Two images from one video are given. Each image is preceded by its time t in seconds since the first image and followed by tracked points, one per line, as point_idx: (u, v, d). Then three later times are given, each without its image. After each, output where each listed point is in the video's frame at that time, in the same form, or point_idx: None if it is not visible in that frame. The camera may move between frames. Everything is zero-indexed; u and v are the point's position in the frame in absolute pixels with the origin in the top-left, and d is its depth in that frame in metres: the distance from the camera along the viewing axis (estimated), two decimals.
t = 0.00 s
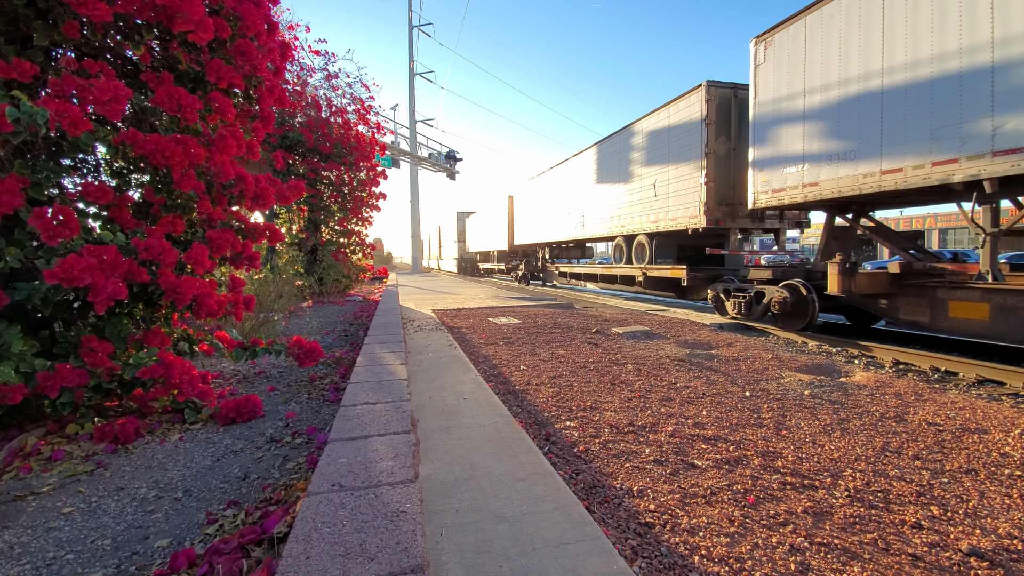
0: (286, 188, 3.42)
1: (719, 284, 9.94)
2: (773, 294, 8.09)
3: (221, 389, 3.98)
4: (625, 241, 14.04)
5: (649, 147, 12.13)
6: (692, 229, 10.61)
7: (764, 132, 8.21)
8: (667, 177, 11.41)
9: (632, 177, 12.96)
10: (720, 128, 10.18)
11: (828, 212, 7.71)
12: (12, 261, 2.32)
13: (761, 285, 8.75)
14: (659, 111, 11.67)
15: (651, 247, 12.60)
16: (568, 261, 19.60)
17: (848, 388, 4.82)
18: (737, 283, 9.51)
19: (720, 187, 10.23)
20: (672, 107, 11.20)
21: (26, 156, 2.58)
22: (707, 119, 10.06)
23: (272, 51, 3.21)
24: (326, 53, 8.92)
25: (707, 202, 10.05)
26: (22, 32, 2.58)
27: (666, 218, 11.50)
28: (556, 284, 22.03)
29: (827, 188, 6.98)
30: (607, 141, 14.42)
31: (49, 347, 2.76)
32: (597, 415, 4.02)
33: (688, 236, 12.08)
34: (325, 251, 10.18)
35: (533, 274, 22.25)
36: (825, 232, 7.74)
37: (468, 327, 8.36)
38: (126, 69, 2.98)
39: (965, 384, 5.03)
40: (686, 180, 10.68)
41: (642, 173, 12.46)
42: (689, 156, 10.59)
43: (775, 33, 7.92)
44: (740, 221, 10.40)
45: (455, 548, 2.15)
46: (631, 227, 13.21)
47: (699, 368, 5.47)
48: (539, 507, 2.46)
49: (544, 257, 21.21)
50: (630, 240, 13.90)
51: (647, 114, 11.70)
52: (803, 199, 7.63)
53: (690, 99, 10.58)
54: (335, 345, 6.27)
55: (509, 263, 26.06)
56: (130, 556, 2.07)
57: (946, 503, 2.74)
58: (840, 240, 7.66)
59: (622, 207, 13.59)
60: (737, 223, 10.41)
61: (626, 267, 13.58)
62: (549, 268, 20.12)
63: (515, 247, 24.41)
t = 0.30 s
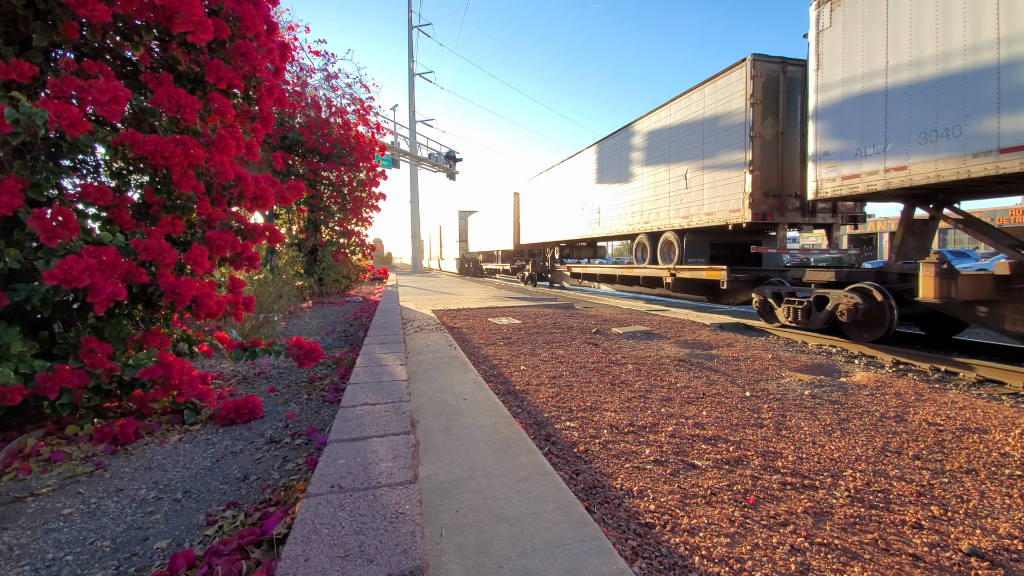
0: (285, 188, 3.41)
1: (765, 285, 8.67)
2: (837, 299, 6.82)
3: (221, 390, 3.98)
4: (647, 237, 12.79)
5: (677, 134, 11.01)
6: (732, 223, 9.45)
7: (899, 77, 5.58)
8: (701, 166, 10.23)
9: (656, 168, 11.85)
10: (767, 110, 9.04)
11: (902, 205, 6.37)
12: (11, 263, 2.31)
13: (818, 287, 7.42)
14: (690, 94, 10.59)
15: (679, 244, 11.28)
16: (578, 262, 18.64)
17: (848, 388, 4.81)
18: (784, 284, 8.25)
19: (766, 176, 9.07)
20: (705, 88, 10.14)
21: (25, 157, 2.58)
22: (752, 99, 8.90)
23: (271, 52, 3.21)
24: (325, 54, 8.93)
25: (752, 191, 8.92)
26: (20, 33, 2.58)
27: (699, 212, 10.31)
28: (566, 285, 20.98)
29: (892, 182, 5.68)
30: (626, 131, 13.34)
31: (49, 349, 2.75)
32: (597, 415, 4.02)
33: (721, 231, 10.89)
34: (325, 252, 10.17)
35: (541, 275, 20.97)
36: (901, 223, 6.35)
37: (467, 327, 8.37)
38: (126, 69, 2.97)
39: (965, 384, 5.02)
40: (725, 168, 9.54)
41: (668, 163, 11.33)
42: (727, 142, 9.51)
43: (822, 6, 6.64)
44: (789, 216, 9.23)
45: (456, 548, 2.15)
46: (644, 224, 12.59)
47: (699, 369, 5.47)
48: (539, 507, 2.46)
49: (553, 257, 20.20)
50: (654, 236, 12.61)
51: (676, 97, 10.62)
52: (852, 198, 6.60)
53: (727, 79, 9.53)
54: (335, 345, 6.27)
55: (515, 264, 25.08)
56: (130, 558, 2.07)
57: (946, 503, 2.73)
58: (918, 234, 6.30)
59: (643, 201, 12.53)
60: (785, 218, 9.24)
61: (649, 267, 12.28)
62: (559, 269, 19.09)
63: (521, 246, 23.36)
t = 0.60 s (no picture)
0: (285, 188, 3.41)
1: (827, 289, 7.41)
2: (929, 307, 5.60)
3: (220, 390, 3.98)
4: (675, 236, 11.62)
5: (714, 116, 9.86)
6: (785, 217, 8.32)
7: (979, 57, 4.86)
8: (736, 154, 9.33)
9: (679, 159, 10.97)
10: (829, 85, 7.91)
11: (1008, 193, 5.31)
12: (11, 263, 2.31)
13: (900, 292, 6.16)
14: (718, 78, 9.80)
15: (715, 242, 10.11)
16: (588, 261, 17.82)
17: (848, 388, 4.81)
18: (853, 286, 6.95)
19: (829, 161, 7.95)
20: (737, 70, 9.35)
21: (25, 158, 2.59)
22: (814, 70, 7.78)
23: (271, 52, 3.22)
24: (324, 54, 8.95)
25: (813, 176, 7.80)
26: (20, 34, 2.58)
27: (742, 204, 9.21)
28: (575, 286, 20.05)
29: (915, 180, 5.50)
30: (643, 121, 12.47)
31: (48, 349, 2.75)
32: (597, 415, 4.02)
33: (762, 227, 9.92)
34: (325, 252, 10.18)
35: (549, 276, 20.06)
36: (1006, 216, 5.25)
37: (467, 327, 8.38)
38: (125, 70, 2.97)
39: (965, 384, 5.01)
40: (767, 155, 8.63)
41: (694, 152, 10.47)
42: (767, 126, 8.64)
43: None
44: (855, 208, 8.06)
45: (456, 548, 2.15)
46: (659, 222, 11.84)
47: (699, 368, 5.46)
48: (539, 507, 2.46)
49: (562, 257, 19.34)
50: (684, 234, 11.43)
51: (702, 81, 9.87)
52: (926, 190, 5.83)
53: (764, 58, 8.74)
54: (335, 345, 6.26)
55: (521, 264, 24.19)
56: (130, 558, 2.07)
57: (946, 502, 2.73)
58: None
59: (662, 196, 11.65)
60: (850, 210, 8.07)
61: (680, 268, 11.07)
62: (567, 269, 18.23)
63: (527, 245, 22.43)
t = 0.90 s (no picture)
0: (285, 189, 3.41)
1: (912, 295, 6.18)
2: None
3: (220, 391, 3.98)
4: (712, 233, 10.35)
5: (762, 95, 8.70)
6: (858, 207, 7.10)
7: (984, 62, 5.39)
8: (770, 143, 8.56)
9: (681, 157, 10.86)
10: (915, 50, 6.66)
11: None
12: (11, 264, 2.32)
13: None
14: (719, 76, 9.76)
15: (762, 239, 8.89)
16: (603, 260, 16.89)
17: (849, 388, 4.81)
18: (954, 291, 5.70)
19: (916, 142, 6.70)
20: (739, 67, 9.32)
21: (25, 159, 2.59)
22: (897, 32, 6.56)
23: (271, 52, 3.22)
24: (325, 55, 8.95)
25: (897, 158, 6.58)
26: (20, 35, 2.58)
27: (799, 194, 8.01)
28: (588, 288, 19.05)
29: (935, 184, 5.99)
30: (643, 121, 12.46)
31: (49, 350, 2.76)
32: (598, 415, 4.02)
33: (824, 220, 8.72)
34: (325, 252, 10.18)
35: (560, 277, 19.00)
36: None
37: (467, 328, 8.39)
38: (125, 71, 2.98)
39: (966, 383, 5.01)
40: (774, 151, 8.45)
41: (696, 150, 10.36)
42: (771, 122, 8.54)
43: None
44: (944, 197, 6.81)
45: (456, 548, 2.15)
46: (659, 221, 11.82)
47: (700, 368, 5.47)
48: (540, 507, 2.46)
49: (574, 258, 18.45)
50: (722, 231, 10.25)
51: (703, 80, 9.85)
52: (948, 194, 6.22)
53: (765, 55, 8.71)
54: (335, 346, 6.25)
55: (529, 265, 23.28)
56: (131, 558, 2.07)
57: (947, 502, 2.73)
58: None
59: (665, 196, 11.52)
60: (939, 199, 6.81)
61: (716, 269, 9.84)
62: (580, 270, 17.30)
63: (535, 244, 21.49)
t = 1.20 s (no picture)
0: (284, 190, 3.41)
1: None
2: None
3: (220, 392, 3.98)
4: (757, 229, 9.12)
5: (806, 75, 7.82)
6: (964, 195, 5.81)
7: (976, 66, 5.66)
8: (825, 127, 7.53)
9: (681, 157, 10.79)
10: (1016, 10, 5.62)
11: None
12: (11, 265, 2.32)
13: None
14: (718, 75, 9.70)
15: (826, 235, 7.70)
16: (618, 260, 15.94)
17: (849, 388, 4.81)
18: None
19: None
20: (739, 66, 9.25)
21: (25, 160, 2.60)
22: None
23: (270, 54, 3.23)
24: (324, 55, 8.97)
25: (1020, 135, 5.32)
26: (20, 37, 2.59)
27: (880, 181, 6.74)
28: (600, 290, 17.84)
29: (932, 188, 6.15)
30: (643, 121, 12.39)
31: (49, 351, 2.76)
32: (598, 415, 4.02)
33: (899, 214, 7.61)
34: (325, 253, 10.19)
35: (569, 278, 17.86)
36: None
37: (467, 328, 8.39)
38: (125, 72, 2.98)
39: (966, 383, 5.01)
40: (781, 149, 8.26)
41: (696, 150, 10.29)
42: (771, 121, 8.47)
43: None
44: None
45: (456, 549, 2.15)
46: (658, 222, 11.76)
47: (700, 368, 5.47)
48: (539, 508, 2.46)
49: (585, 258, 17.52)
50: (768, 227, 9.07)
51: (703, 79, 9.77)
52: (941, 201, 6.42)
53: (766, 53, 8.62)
54: (334, 347, 6.24)
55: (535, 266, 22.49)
56: (130, 560, 2.07)
57: (947, 502, 2.73)
58: None
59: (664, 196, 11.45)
60: None
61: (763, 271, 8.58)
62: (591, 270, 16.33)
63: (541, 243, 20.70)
